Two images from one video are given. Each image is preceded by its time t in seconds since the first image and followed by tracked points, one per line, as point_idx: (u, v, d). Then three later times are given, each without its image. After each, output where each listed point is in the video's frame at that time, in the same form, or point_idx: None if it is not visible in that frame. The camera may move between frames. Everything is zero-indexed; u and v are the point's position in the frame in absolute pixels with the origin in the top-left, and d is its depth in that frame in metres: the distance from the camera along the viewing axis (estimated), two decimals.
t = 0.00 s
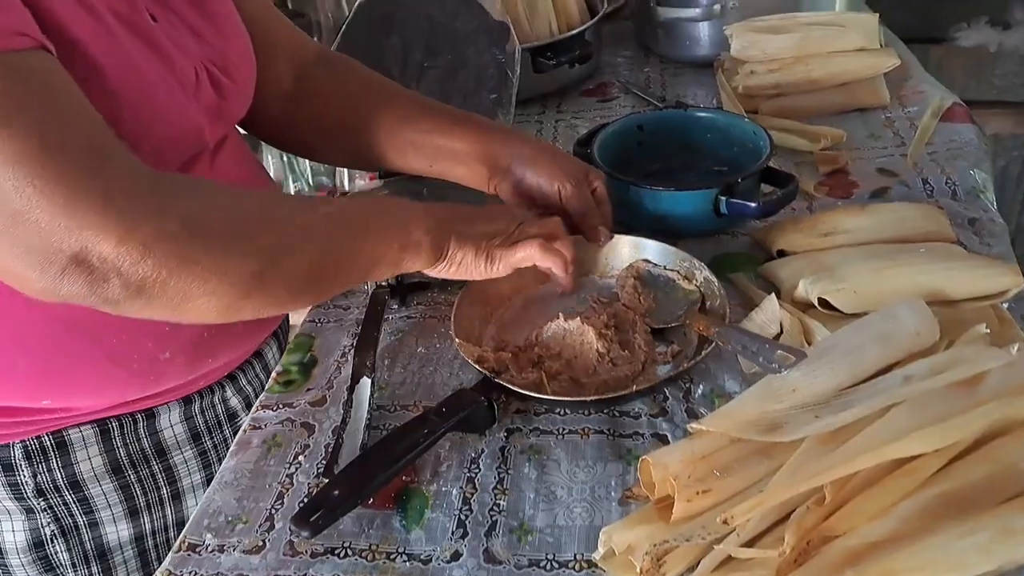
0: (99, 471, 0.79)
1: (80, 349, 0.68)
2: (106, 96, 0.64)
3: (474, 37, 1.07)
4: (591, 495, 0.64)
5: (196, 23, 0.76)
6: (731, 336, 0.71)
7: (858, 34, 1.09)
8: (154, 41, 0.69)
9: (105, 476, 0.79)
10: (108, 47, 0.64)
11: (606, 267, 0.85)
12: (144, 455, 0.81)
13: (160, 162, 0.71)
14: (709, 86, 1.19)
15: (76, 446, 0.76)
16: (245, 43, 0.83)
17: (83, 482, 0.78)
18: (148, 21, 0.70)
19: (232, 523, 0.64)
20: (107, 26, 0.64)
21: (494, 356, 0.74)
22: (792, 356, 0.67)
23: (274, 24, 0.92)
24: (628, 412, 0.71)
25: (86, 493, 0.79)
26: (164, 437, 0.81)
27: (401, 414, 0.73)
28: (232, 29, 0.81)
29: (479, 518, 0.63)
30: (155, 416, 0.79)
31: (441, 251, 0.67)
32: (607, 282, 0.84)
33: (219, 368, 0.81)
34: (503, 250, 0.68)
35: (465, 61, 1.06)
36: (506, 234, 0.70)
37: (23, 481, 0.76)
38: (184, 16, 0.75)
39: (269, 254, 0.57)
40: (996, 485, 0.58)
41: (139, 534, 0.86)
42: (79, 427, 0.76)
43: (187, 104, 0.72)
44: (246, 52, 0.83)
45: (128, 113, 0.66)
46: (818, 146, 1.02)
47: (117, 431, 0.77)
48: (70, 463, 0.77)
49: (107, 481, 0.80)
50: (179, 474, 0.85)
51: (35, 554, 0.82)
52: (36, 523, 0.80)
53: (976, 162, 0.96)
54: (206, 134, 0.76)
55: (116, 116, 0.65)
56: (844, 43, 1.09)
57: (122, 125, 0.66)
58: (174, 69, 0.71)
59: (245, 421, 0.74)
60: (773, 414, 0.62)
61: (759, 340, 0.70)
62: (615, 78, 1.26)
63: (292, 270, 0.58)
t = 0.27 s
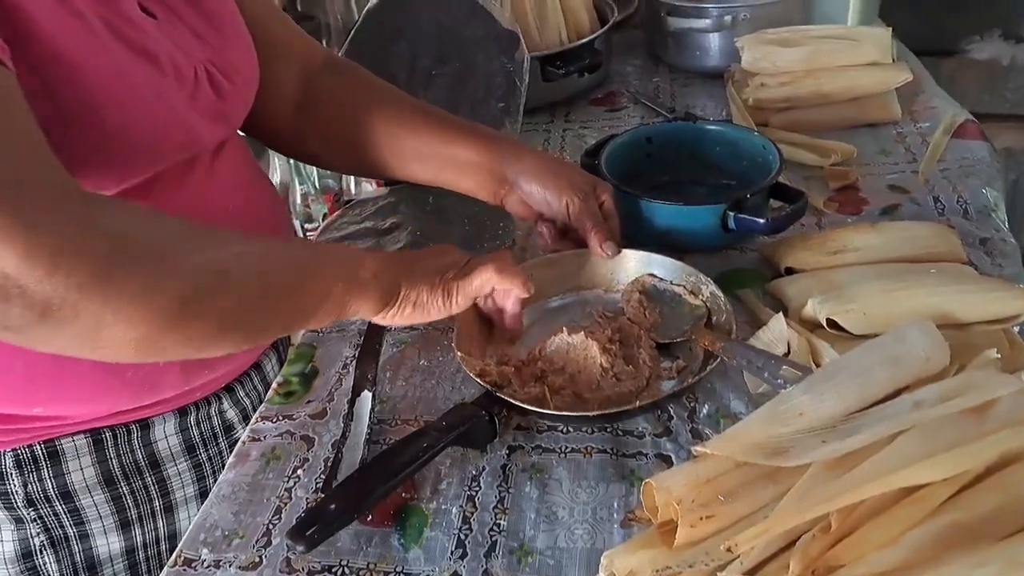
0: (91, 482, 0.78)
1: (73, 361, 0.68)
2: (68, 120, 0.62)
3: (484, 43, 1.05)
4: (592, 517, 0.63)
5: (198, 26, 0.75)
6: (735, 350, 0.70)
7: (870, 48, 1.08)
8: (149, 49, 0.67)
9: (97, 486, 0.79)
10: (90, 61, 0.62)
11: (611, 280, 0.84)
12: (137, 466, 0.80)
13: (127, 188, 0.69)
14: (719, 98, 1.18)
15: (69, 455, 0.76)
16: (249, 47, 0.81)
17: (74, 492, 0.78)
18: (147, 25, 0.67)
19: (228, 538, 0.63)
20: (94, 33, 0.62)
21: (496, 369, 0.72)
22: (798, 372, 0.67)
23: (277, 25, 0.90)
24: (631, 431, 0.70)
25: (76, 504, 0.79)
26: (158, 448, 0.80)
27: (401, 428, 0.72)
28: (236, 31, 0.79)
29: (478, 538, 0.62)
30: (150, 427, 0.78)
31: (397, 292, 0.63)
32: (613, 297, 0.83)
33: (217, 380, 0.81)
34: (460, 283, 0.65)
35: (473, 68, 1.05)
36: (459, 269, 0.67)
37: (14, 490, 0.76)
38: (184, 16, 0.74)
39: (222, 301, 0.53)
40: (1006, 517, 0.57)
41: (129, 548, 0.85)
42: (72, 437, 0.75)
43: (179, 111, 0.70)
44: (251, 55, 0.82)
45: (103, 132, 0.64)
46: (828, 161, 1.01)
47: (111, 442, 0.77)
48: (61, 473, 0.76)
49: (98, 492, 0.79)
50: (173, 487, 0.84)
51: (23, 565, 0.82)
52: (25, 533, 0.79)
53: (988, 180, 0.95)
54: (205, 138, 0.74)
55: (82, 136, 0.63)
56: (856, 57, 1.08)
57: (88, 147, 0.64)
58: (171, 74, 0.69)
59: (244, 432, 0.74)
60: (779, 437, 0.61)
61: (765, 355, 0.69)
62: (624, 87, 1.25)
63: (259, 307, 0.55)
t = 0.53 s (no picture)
0: (92, 493, 0.79)
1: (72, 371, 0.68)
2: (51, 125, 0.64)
3: (495, 56, 1.06)
4: (592, 542, 0.63)
5: (194, 26, 0.77)
6: (738, 382, 0.71)
7: (883, 70, 1.08)
8: (133, 46, 0.69)
9: (98, 497, 0.79)
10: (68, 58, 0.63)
11: (617, 300, 0.84)
12: (139, 477, 0.80)
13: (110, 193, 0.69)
14: (729, 115, 1.18)
15: (69, 466, 0.76)
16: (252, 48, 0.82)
17: (75, 503, 0.78)
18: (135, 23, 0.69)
19: (227, 552, 0.63)
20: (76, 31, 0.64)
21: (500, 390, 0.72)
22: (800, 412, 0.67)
23: (287, 37, 0.91)
24: (634, 455, 0.70)
25: (76, 515, 0.79)
26: (160, 459, 0.80)
27: (403, 445, 0.72)
28: (237, 34, 0.80)
29: (477, 559, 0.62)
30: (151, 438, 0.78)
31: (386, 354, 0.60)
32: (619, 316, 0.83)
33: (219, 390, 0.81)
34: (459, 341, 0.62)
35: (483, 82, 1.06)
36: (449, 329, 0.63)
37: (15, 500, 0.77)
38: (180, 18, 0.76)
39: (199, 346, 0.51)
40: (1008, 554, 0.57)
41: (131, 559, 0.85)
42: (72, 448, 0.75)
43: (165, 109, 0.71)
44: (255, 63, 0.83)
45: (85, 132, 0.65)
46: (837, 182, 1.00)
47: (112, 453, 0.77)
48: (62, 484, 0.77)
49: (99, 503, 0.79)
50: (175, 498, 0.84)
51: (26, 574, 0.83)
52: (26, 544, 0.81)
53: (998, 207, 0.94)
54: (199, 136, 0.74)
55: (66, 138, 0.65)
56: (868, 78, 1.08)
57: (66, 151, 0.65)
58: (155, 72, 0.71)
59: (246, 444, 0.74)
60: (783, 466, 0.61)
61: (769, 392, 0.70)
62: (634, 102, 1.25)
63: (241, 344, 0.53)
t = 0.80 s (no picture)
0: (102, 508, 0.78)
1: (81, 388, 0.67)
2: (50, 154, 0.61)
3: (509, 71, 1.07)
4: (597, 565, 0.63)
5: (199, 42, 0.74)
6: (747, 413, 0.68)
7: (896, 92, 1.08)
8: (138, 73, 0.66)
9: (108, 512, 0.79)
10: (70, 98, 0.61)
11: (626, 320, 0.84)
12: (149, 491, 0.80)
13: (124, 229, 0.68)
14: (741, 133, 1.19)
15: (80, 482, 0.75)
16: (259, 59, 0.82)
17: (85, 518, 0.78)
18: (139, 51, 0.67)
19: (232, 567, 0.64)
20: (76, 69, 0.61)
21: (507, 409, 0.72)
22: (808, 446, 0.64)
23: (299, 48, 0.91)
24: (639, 478, 0.70)
25: (86, 530, 0.79)
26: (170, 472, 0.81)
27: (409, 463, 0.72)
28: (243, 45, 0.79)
29: None
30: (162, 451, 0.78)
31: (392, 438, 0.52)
32: (627, 336, 0.83)
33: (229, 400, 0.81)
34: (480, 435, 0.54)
35: (496, 97, 1.07)
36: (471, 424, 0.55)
37: (24, 517, 0.76)
38: (190, 35, 0.74)
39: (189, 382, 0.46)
40: None
41: (141, 570, 0.86)
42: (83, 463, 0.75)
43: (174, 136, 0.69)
44: (259, 73, 0.82)
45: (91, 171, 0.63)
46: (848, 205, 1.00)
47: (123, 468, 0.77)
48: (72, 500, 0.76)
49: (110, 518, 0.79)
50: (183, 510, 0.85)
51: None
52: (35, 558, 0.81)
53: (1010, 233, 0.94)
54: (205, 160, 0.73)
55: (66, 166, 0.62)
56: (881, 101, 1.08)
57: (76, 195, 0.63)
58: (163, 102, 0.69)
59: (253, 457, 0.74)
60: (789, 496, 0.61)
61: (777, 424, 0.67)
62: (646, 118, 1.25)
63: (244, 388, 0.48)
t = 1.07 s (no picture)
0: (106, 528, 0.79)
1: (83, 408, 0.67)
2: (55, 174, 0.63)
3: (514, 84, 1.07)
4: None
5: (200, 62, 0.76)
6: (748, 430, 0.68)
7: (899, 108, 1.08)
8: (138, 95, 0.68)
9: (112, 532, 0.79)
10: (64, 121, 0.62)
11: (629, 336, 0.84)
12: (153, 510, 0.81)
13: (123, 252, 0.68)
14: (745, 146, 1.19)
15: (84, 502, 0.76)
16: (262, 79, 0.83)
17: (89, 538, 0.78)
18: (134, 72, 0.69)
19: None
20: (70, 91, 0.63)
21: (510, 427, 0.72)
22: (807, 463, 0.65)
23: (305, 60, 0.91)
24: (641, 496, 0.70)
25: (91, 549, 0.80)
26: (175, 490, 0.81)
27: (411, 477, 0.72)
28: (244, 66, 0.80)
29: None
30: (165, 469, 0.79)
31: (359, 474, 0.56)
32: (629, 352, 0.83)
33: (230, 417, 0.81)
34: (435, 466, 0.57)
35: (500, 110, 1.08)
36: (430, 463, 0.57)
37: (29, 537, 0.77)
38: (188, 56, 0.75)
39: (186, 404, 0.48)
40: None
41: None
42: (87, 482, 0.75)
43: (170, 155, 0.70)
44: (263, 92, 0.83)
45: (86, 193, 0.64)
46: (852, 221, 1.00)
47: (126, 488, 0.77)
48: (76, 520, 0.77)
49: (114, 537, 0.80)
50: (189, 527, 0.85)
51: None
52: None
53: (1013, 250, 0.94)
54: (209, 178, 0.74)
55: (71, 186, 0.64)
56: (885, 117, 1.08)
57: (73, 218, 0.64)
58: (158, 121, 0.70)
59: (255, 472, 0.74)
60: (790, 517, 0.61)
61: (778, 442, 0.67)
62: (650, 130, 1.26)
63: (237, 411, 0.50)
